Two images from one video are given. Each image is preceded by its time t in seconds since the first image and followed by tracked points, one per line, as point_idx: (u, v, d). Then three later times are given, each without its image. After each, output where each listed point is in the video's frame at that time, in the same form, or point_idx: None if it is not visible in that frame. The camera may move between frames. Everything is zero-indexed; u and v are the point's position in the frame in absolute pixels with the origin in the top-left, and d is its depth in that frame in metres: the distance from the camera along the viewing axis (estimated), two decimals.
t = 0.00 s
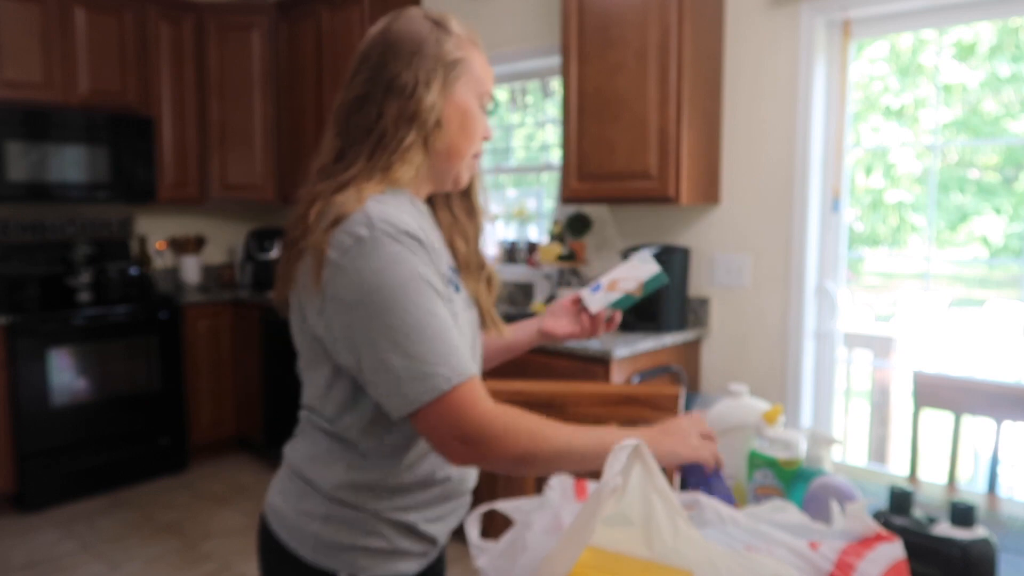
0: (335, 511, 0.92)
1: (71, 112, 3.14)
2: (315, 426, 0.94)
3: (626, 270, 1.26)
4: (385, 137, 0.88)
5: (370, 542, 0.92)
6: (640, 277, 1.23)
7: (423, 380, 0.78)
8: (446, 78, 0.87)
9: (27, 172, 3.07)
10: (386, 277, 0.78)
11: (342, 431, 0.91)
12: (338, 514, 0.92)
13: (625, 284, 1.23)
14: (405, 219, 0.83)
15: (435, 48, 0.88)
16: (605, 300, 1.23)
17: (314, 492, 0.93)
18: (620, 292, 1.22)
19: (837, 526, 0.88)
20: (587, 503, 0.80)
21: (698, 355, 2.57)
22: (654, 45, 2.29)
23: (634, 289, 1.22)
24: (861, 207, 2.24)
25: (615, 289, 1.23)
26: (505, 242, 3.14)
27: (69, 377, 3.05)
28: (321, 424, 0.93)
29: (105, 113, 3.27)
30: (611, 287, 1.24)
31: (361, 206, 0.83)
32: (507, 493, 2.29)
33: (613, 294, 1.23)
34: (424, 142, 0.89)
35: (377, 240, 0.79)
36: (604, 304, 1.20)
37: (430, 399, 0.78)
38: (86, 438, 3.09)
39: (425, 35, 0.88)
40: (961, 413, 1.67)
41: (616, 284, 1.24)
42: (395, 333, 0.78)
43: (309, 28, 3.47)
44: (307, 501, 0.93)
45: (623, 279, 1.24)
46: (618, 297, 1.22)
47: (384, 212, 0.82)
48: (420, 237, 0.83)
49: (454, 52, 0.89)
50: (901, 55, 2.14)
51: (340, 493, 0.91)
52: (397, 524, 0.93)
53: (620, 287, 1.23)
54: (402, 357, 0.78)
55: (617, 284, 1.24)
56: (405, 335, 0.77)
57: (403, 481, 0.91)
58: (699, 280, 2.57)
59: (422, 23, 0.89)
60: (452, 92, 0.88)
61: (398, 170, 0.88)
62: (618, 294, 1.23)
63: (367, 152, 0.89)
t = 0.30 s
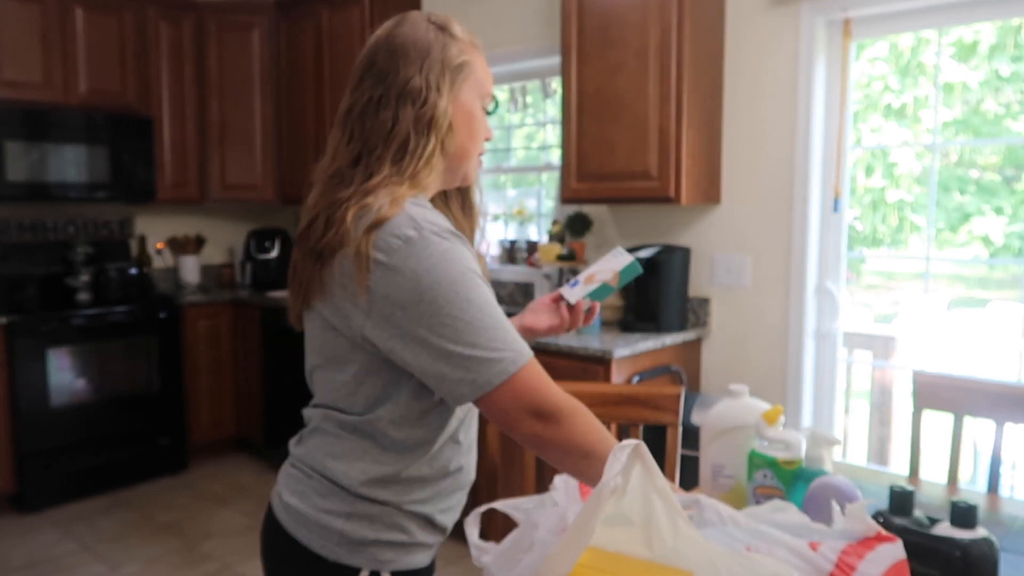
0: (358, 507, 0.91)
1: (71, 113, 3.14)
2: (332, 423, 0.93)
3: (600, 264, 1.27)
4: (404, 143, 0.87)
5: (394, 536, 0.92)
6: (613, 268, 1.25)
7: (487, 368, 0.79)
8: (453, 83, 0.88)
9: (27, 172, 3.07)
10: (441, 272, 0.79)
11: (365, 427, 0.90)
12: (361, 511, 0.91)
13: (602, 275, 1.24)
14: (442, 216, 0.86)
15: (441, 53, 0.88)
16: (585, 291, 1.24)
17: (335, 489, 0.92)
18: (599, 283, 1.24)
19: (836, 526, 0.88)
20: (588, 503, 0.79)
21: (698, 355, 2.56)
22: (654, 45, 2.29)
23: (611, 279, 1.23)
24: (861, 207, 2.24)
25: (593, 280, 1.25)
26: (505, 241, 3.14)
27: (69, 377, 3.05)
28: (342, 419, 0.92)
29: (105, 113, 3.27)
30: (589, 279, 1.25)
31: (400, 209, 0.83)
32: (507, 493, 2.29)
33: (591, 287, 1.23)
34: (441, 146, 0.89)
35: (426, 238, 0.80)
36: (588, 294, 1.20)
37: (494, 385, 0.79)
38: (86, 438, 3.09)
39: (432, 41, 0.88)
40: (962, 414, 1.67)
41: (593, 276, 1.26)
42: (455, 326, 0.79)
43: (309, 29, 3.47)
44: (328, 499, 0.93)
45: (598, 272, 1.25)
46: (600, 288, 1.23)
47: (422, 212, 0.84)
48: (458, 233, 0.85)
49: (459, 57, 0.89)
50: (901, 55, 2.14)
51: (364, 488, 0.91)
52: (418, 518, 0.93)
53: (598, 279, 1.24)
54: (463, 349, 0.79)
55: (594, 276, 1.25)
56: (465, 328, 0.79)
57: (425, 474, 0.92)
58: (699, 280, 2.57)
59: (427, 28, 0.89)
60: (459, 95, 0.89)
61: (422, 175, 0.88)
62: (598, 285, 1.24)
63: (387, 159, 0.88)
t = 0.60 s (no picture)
0: (345, 501, 0.92)
1: (72, 113, 3.14)
2: (323, 418, 0.94)
3: (613, 275, 1.16)
4: (383, 140, 0.88)
5: (383, 531, 0.91)
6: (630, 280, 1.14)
7: (406, 370, 0.77)
8: (432, 83, 0.87)
9: (26, 172, 3.06)
10: (381, 266, 0.78)
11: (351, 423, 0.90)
12: (350, 505, 0.91)
13: (612, 288, 1.13)
14: (412, 216, 0.84)
15: (421, 53, 0.88)
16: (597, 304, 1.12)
17: (325, 483, 0.93)
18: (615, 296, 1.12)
19: (836, 526, 0.88)
20: (588, 504, 0.80)
21: (698, 355, 2.56)
22: (654, 45, 2.29)
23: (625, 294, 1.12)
24: (861, 207, 2.24)
25: (605, 292, 1.14)
26: (505, 241, 3.14)
27: (68, 378, 3.05)
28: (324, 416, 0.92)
29: (105, 113, 3.27)
30: (602, 291, 1.14)
31: (365, 204, 0.83)
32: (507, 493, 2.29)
33: (607, 302, 1.12)
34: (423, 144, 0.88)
35: (381, 230, 0.80)
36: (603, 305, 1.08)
37: (411, 387, 0.77)
38: (86, 438, 3.09)
39: (412, 42, 0.88)
40: (963, 415, 1.67)
41: (606, 288, 1.14)
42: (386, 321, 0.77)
43: (309, 29, 3.47)
44: (317, 493, 0.93)
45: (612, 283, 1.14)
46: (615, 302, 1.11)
47: (388, 206, 0.83)
48: (424, 236, 0.83)
49: (441, 56, 0.88)
50: (901, 55, 2.14)
51: (348, 481, 0.91)
52: (408, 514, 0.93)
53: (610, 291, 1.13)
54: (390, 347, 0.77)
55: (608, 288, 1.14)
56: (395, 326, 0.77)
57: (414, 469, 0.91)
58: (699, 280, 2.56)
59: (413, 27, 0.89)
60: (439, 95, 0.88)
61: (401, 174, 0.87)
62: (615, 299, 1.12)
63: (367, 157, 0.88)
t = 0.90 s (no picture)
0: (292, 489, 0.95)
1: (71, 113, 3.14)
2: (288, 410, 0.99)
3: (588, 301, 0.92)
4: (346, 142, 0.97)
5: (322, 520, 0.93)
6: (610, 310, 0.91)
7: (290, 356, 0.80)
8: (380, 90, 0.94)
9: (26, 172, 3.06)
10: (292, 255, 0.82)
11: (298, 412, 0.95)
12: (294, 492, 0.95)
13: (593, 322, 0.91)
14: (347, 216, 0.86)
15: (371, 62, 0.95)
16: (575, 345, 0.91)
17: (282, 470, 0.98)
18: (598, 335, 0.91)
19: (836, 526, 0.87)
20: (587, 504, 0.80)
21: (698, 355, 2.56)
22: (654, 45, 2.28)
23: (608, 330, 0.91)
24: (861, 207, 2.24)
25: (583, 328, 0.92)
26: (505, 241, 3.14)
27: (68, 378, 3.04)
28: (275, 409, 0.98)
29: (105, 113, 3.27)
30: (578, 327, 0.92)
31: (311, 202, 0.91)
32: (507, 493, 2.29)
33: (587, 344, 0.91)
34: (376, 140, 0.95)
35: (304, 223, 0.83)
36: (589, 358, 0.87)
37: (293, 373, 0.80)
38: (85, 438, 3.09)
39: (367, 54, 0.96)
40: (964, 415, 1.67)
41: (582, 322, 0.92)
42: (286, 309, 0.82)
43: (309, 29, 3.47)
44: (274, 482, 0.98)
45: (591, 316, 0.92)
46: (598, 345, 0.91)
47: (325, 204, 0.86)
48: (351, 236, 0.84)
49: (388, 59, 0.94)
50: (901, 55, 2.14)
51: (292, 468, 0.96)
52: (350, 507, 0.93)
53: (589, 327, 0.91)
54: (285, 333, 0.81)
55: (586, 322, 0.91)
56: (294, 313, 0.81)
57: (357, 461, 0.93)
58: (699, 280, 2.56)
59: (368, 37, 0.97)
60: (386, 95, 0.93)
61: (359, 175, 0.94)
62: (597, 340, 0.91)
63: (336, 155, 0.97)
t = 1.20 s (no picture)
0: (282, 510, 0.95)
1: (71, 113, 3.14)
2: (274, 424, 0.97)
3: (482, 251, 0.57)
4: (325, 136, 0.97)
5: (309, 546, 0.93)
6: (515, 258, 0.57)
7: (272, 347, 0.73)
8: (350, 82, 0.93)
9: (25, 172, 3.07)
10: (271, 247, 0.80)
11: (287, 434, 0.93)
12: (282, 515, 0.94)
13: (496, 283, 0.57)
14: (327, 211, 0.86)
15: (342, 56, 0.95)
16: (477, 327, 0.57)
17: (267, 489, 0.97)
18: (512, 301, 0.58)
19: (837, 526, 0.87)
20: (587, 504, 0.80)
21: (698, 355, 2.56)
22: (654, 45, 2.28)
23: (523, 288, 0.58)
24: (861, 207, 2.24)
25: (482, 295, 0.57)
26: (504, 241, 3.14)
27: (68, 378, 3.04)
28: (268, 425, 0.95)
29: (105, 113, 3.27)
30: (474, 298, 0.57)
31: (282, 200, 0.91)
32: (507, 493, 2.29)
33: (497, 322, 0.57)
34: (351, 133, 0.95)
35: (280, 218, 0.82)
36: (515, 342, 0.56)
37: (274, 365, 0.72)
38: (85, 438, 3.09)
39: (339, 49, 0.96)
40: (964, 415, 1.67)
41: (481, 288, 0.57)
42: (268, 302, 0.76)
43: (309, 29, 3.47)
44: (263, 497, 0.97)
45: (490, 273, 0.57)
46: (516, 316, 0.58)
47: (301, 200, 0.85)
48: (330, 228, 0.83)
49: (355, 50, 0.93)
50: (901, 55, 2.14)
51: (283, 490, 0.94)
52: (339, 535, 0.93)
53: (491, 293, 0.57)
54: (267, 329, 0.74)
55: (486, 283, 0.57)
56: (274, 304, 0.75)
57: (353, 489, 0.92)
58: (699, 280, 2.56)
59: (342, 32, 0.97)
60: (354, 86, 0.92)
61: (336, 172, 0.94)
62: (513, 307, 0.58)
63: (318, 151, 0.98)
